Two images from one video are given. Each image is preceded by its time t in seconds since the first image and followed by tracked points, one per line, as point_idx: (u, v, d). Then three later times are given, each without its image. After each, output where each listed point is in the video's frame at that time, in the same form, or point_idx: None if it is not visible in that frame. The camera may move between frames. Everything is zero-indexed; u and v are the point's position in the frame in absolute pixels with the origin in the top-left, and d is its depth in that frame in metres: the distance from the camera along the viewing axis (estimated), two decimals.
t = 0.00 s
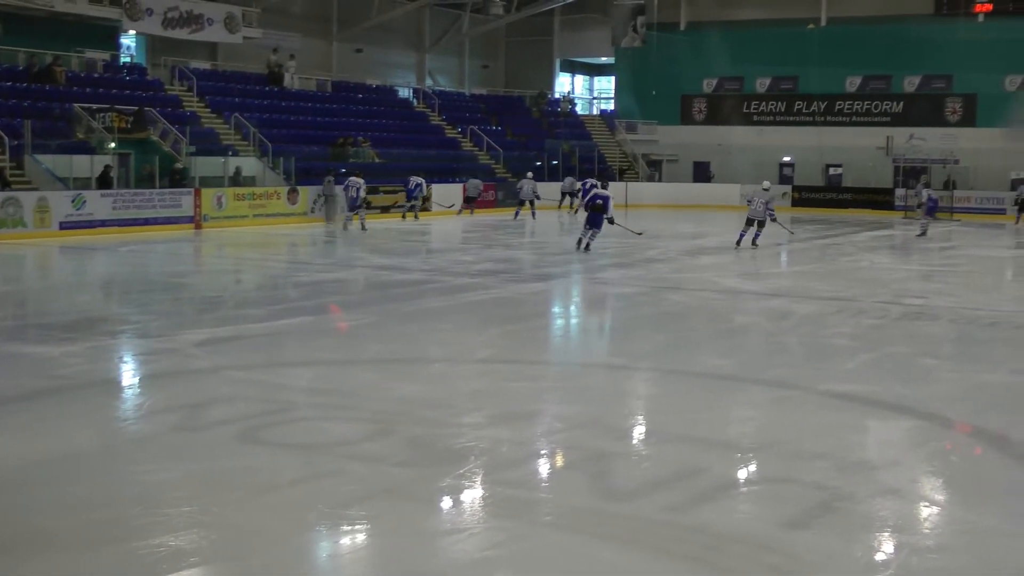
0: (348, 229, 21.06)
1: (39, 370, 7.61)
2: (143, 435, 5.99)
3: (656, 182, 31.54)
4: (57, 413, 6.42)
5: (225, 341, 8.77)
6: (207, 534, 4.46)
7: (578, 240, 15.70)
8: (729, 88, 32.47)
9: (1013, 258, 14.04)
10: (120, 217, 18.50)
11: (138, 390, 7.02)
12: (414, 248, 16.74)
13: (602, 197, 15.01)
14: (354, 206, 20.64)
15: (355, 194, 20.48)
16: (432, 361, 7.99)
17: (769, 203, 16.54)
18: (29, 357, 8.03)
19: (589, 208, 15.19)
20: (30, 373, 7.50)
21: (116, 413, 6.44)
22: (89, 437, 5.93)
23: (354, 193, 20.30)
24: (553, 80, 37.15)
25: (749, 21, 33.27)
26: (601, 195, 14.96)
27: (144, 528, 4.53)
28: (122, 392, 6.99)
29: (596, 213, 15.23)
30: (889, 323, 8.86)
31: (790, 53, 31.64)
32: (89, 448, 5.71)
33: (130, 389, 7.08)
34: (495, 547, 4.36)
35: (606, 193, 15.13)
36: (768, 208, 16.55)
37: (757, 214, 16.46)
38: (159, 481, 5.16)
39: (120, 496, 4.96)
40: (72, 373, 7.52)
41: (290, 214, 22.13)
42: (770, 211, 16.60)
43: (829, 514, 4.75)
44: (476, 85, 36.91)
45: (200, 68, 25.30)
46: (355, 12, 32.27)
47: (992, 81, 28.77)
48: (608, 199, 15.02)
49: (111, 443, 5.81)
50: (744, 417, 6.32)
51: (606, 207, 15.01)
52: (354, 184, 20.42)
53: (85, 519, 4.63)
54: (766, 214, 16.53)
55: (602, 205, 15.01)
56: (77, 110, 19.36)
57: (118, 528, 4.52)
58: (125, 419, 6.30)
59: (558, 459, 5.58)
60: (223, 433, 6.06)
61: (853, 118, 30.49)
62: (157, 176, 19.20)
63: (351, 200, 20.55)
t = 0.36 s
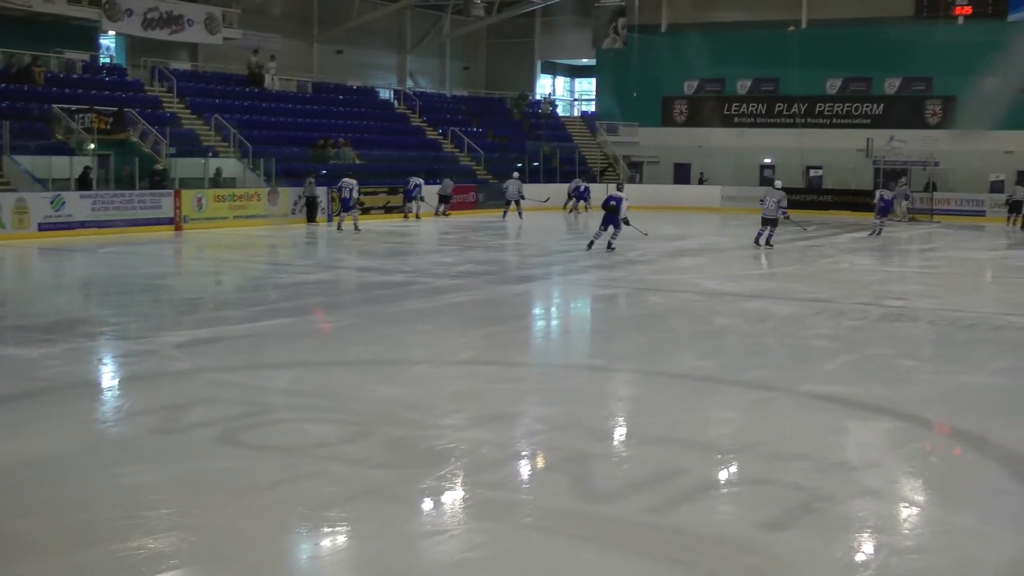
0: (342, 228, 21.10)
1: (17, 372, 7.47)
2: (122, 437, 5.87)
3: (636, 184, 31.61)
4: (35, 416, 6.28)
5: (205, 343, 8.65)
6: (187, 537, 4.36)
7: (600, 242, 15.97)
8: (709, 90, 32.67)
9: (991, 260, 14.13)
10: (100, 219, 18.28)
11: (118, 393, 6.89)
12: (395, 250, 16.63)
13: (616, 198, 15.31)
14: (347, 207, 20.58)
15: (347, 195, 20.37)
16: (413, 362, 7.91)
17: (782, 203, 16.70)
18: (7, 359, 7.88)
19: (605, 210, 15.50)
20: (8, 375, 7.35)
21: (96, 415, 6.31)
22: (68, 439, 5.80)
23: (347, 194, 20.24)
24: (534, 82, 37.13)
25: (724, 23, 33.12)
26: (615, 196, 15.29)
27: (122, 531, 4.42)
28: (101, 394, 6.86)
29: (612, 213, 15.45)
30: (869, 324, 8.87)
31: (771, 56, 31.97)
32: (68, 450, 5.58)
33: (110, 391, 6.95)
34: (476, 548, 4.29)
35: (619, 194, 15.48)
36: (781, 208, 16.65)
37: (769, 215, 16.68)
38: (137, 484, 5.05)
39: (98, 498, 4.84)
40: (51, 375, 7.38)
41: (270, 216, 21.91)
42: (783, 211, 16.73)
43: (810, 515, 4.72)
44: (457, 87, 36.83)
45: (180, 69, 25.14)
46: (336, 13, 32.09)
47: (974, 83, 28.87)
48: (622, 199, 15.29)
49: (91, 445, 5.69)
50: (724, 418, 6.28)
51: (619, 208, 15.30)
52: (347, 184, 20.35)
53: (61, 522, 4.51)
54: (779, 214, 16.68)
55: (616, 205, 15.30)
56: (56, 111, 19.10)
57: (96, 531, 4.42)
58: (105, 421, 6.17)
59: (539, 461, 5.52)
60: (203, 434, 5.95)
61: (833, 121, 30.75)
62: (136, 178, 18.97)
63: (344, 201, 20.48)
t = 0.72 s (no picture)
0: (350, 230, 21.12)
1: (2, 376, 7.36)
2: (108, 441, 5.79)
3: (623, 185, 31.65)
4: (19, 421, 6.18)
5: (191, 347, 8.55)
6: (175, 540, 4.30)
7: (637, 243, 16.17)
8: (694, 90, 32.80)
9: (976, 259, 14.19)
10: (85, 223, 18.11)
11: (104, 397, 6.80)
12: (381, 252, 16.55)
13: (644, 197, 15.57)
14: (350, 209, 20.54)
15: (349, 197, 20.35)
16: (400, 365, 7.85)
17: (800, 200, 16.62)
18: None
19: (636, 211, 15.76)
20: None
21: (82, 420, 6.22)
22: (52, 444, 5.71)
23: (349, 196, 20.24)
24: (519, 83, 37.12)
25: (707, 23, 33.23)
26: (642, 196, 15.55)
27: (109, 535, 4.35)
28: (87, 399, 6.76)
29: (640, 213, 15.72)
30: (855, 324, 8.88)
31: (757, 55, 32.06)
32: (52, 455, 5.49)
33: (96, 395, 6.85)
34: (464, 550, 4.25)
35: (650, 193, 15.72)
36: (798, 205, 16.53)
37: (787, 214, 16.58)
38: (123, 488, 4.97)
39: (83, 503, 4.76)
40: (37, 379, 7.28)
41: (255, 219, 21.77)
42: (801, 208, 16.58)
43: (798, 514, 4.70)
44: (442, 89, 36.77)
45: (165, 72, 25.08)
46: (321, 15, 31.98)
47: (959, 82, 29.12)
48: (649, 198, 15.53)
49: (76, 450, 5.60)
50: (711, 419, 6.26)
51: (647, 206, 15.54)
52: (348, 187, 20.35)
53: (46, 527, 4.43)
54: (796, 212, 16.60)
55: (643, 204, 15.52)
56: (39, 114, 18.90)
57: (82, 536, 4.34)
58: (91, 426, 6.08)
59: (527, 463, 5.48)
60: (189, 438, 5.88)
61: (818, 121, 30.82)
62: (122, 182, 18.82)
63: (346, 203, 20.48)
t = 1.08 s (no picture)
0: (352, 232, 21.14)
1: None
2: (91, 443, 5.71)
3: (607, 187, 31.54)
4: None
5: (176, 348, 8.47)
6: (160, 543, 4.24)
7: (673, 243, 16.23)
8: (679, 91, 32.99)
9: (960, 260, 14.26)
10: (68, 224, 17.93)
11: (87, 399, 6.72)
12: (365, 253, 16.46)
13: (681, 196, 15.66)
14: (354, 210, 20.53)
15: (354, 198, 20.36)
16: (385, 366, 7.81)
17: (815, 201, 17.04)
18: None
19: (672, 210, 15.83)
20: None
21: (64, 422, 6.14)
22: (34, 446, 5.63)
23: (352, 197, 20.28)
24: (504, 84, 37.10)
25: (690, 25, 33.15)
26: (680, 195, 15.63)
27: (92, 538, 4.28)
28: (70, 401, 6.67)
29: (678, 212, 15.77)
30: (839, 324, 8.89)
31: (741, 56, 32.15)
32: (35, 458, 5.41)
33: (79, 398, 6.76)
34: (449, 551, 4.21)
35: (687, 193, 15.80)
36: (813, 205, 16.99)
37: (801, 214, 17.00)
38: (107, 490, 4.90)
39: (65, 505, 4.69)
40: (18, 382, 7.18)
41: (240, 220, 21.65)
42: (814, 207, 17.02)
43: (782, 514, 4.70)
44: (427, 90, 36.70)
45: (149, 73, 24.88)
46: (306, 15, 31.82)
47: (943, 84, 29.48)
48: (687, 197, 15.62)
49: (58, 452, 5.52)
50: (695, 419, 6.25)
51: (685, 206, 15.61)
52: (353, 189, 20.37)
53: (28, 530, 4.36)
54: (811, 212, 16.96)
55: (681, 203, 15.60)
56: (21, 115, 18.72)
57: (65, 538, 4.27)
58: (73, 428, 6.01)
59: (512, 463, 5.46)
60: (173, 440, 5.81)
61: (803, 122, 31.01)
62: (105, 183, 18.65)
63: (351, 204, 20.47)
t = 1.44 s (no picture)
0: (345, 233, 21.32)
1: None
2: (59, 446, 5.56)
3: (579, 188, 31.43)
4: None
5: (145, 350, 8.31)
6: (128, 546, 4.12)
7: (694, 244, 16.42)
8: (650, 92, 33.21)
9: (929, 260, 14.43)
10: (34, 226, 17.57)
11: (55, 402, 6.55)
12: (337, 254, 16.33)
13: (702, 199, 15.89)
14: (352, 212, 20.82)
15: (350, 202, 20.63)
16: (356, 367, 7.71)
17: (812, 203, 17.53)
18: None
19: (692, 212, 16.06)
20: None
21: (30, 426, 5.98)
22: None
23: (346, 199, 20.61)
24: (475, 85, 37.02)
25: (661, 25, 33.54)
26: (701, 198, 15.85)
27: (58, 542, 4.15)
28: (37, 404, 6.51)
29: (699, 215, 16.01)
30: (810, 324, 8.93)
31: (710, 57, 32.45)
32: None
33: (46, 401, 6.60)
34: (421, 552, 4.14)
35: (709, 198, 15.99)
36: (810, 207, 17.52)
37: (798, 214, 17.56)
38: (74, 494, 4.76)
39: (30, 510, 4.55)
40: None
41: (209, 223, 21.40)
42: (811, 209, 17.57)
43: (752, 513, 4.68)
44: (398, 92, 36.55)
45: (117, 73, 24.49)
46: (277, 16, 31.53)
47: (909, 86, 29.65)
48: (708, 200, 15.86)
49: (23, 456, 5.36)
50: (666, 419, 6.22)
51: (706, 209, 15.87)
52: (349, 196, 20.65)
53: None
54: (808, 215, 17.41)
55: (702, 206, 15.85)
56: None
57: (29, 544, 4.14)
58: (40, 431, 5.85)
59: (483, 464, 5.39)
60: (142, 443, 5.68)
61: (773, 122, 31.25)
62: (72, 184, 18.35)
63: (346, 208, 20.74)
